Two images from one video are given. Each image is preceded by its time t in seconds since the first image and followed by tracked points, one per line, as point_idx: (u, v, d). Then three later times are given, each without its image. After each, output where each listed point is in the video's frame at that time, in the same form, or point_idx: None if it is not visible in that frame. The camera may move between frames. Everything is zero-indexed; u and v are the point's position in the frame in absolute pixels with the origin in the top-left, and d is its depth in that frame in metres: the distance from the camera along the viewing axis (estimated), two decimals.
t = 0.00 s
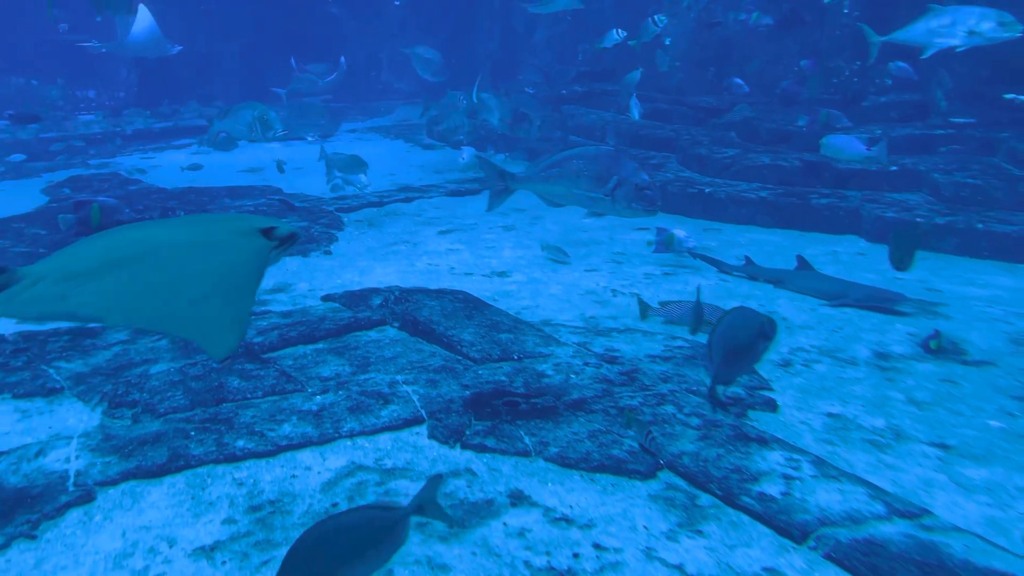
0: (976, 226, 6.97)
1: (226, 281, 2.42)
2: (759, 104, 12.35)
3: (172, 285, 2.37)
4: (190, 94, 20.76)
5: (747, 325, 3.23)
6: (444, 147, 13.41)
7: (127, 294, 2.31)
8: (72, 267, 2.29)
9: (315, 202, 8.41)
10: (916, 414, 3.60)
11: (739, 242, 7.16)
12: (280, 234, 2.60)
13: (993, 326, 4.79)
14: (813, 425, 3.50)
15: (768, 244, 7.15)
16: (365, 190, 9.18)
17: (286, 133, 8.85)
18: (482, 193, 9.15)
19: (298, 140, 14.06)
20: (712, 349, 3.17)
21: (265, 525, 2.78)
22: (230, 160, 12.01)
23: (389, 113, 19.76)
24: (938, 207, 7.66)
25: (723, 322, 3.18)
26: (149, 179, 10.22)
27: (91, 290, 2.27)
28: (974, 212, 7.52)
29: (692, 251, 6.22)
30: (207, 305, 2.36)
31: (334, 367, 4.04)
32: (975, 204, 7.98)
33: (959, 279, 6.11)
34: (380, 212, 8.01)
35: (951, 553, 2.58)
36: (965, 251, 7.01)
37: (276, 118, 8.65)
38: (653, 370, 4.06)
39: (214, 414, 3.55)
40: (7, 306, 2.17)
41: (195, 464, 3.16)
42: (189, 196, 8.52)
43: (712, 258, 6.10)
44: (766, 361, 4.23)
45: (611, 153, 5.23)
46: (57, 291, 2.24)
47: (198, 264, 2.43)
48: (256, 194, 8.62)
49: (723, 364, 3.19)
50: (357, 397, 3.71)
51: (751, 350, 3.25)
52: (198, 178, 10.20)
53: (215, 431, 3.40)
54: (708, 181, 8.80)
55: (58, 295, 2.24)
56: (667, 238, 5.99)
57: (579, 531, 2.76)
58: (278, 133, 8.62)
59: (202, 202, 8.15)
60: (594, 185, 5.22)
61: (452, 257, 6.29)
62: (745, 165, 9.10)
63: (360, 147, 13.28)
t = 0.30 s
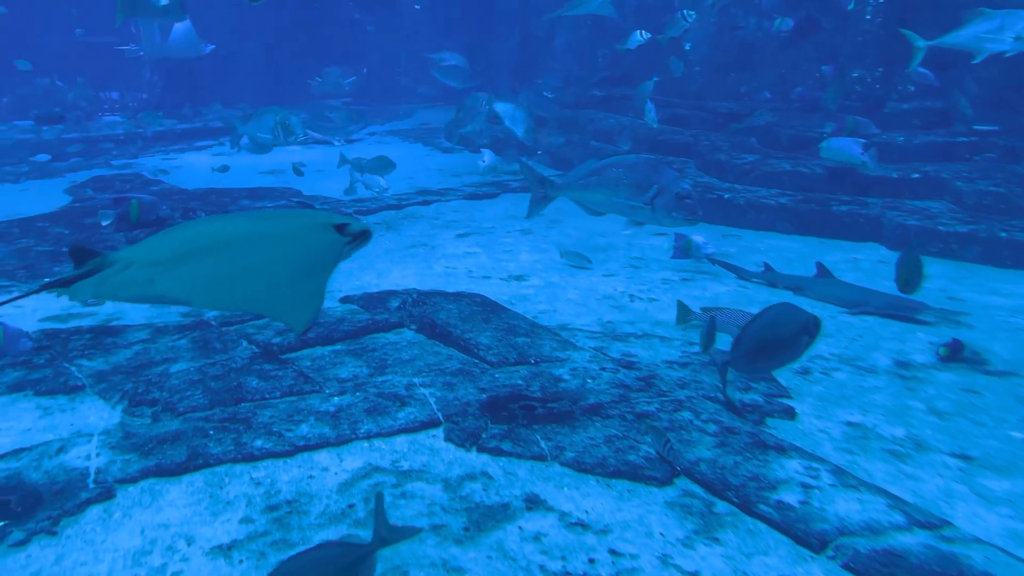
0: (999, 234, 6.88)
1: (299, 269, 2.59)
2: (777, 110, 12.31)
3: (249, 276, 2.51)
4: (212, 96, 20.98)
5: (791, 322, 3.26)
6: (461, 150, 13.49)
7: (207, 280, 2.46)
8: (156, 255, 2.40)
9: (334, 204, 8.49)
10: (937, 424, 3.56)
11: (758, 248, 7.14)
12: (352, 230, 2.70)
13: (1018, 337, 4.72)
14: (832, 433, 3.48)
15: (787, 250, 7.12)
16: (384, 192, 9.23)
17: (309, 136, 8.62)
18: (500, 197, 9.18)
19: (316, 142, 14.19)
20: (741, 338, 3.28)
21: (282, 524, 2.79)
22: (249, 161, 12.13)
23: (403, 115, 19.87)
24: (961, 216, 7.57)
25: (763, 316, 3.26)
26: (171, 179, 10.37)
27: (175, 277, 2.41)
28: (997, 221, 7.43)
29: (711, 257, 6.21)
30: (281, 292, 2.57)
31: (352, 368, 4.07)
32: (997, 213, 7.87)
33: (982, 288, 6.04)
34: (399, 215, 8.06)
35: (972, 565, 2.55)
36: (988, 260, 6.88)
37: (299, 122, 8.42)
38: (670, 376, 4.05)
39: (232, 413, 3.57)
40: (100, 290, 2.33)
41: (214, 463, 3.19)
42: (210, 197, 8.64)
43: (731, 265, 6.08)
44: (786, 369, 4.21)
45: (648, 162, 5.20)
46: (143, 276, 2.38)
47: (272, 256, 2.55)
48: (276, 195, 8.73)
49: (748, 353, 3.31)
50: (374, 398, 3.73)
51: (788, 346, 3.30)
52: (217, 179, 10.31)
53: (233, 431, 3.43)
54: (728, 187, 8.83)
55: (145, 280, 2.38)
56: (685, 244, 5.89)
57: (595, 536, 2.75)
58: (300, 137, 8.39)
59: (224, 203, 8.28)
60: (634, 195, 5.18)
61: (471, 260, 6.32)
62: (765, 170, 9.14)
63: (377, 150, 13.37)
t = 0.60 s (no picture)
0: None
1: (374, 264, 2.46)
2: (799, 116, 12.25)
3: (328, 266, 2.45)
4: (240, 97, 21.27)
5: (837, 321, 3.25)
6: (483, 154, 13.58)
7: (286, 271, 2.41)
8: (241, 246, 2.37)
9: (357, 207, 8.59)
10: (964, 436, 3.52)
11: (781, 255, 7.11)
12: (425, 231, 2.53)
13: None
14: (856, 443, 3.44)
15: (811, 258, 7.09)
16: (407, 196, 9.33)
17: (334, 142, 8.93)
18: (522, 201, 9.22)
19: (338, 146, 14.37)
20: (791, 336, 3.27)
21: (303, 524, 2.81)
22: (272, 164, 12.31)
23: (422, 118, 20.02)
24: (989, 225, 7.47)
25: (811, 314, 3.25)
26: (196, 181, 10.49)
27: (258, 267, 2.39)
28: None
29: (733, 263, 6.19)
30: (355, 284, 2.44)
31: (374, 370, 4.10)
32: None
33: (1011, 298, 5.96)
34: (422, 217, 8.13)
35: None
36: (1016, 270, 6.77)
37: (324, 127, 8.73)
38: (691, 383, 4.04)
39: (256, 413, 3.62)
40: (187, 279, 2.31)
41: (237, 461, 3.22)
42: (236, 198, 8.81)
43: (754, 271, 6.05)
44: (809, 377, 4.19)
45: (696, 172, 5.20)
46: (228, 266, 2.37)
47: (350, 249, 2.45)
48: (301, 199, 8.81)
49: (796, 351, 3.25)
50: (395, 400, 3.75)
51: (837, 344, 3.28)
52: (242, 181, 10.49)
53: (256, 430, 3.46)
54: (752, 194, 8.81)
55: (231, 269, 2.37)
56: (708, 251, 5.86)
57: (615, 542, 2.73)
58: (326, 142, 8.67)
59: (249, 204, 8.44)
60: (682, 205, 5.17)
61: (493, 263, 6.37)
62: (789, 177, 9.15)
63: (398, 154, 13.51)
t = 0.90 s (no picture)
0: None
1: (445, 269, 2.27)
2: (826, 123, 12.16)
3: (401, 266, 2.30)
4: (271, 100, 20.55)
5: (897, 321, 3.43)
6: (508, 159, 13.66)
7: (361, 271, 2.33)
8: (322, 243, 2.32)
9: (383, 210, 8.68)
10: (997, 450, 3.46)
11: (809, 263, 7.05)
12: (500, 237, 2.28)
13: None
14: (885, 456, 3.40)
15: (840, 266, 7.03)
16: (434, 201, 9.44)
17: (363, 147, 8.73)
18: (547, 207, 9.25)
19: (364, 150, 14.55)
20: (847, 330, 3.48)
21: (328, 525, 2.83)
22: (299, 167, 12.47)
23: (444, 123, 20.17)
24: None
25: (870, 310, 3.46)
26: (226, 183, 10.66)
27: (339, 264, 2.34)
28: None
29: (761, 271, 6.14)
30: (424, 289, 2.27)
31: (399, 373, 4.13)
32: None
33: None
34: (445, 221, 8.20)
35: None
36: None
37: (353, 134, 8.54)
38: (717, 392, 4.01)
39: (282, 414, 3.65)
40: (274, 271, 2.34)
41: (263, 462, 3.25)
42: (264, 201, 8.97)
43: (782, 280, 6.00)
44: (837, 387, 4.15)
45: (748, 182, 4.91)
46: (312, 261, 2.35)
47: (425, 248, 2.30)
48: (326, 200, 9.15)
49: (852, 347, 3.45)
50: (420, 404, 3.77)
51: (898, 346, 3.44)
52: (270, 184, 10.66)
53: (282, 431, 3.50)
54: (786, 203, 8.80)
55: (314, 265, 2.35)
56: (735, 260, 6.03)
57: (639, 551, 2.71)
58: (353, 149, 8.52)
59: (277, 206, 8.62)
60: (735, 216, 4.88)
61: (519, 268, 6.41)
62: (818, 185, 9.10)
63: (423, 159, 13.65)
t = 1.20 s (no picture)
0: None
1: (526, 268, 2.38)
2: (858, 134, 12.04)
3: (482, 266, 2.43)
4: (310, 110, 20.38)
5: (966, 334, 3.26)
6: (539, 167, 13.77)
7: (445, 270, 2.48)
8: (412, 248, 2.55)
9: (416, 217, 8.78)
10: None
11: (847, 276, 6.96)
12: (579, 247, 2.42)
13: None
14: (925, 475, 3.33)
15: (877, 280, 6.94)
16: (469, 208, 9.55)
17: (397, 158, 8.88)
18: (580, 215, 9.29)
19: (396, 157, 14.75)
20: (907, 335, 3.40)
21: (359, 531, 2.84)
22: (332, 174, 12.67)
23: (472, 132, 20.33)
24: None
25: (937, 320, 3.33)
26: (263, 188, 10.89)
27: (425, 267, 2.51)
28: None
29: (798, 284, 6.07)
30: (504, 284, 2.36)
31: (431, 380, 4.14)
32: None
33: None
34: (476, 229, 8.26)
35: None
36: None
37: (389, 145, 8.72)
38: (751, 406, 3.96)
39: (315, 418, 3.69)
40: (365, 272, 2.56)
41: (296, 465, 3.29)
42: (302, 207, 9.15)
43: (819, 292, 5.92)
44: (875, 404, 4.09)
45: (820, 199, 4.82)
46: (401, 264, 2.55)
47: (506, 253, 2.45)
48: (360, 208, 9.28)
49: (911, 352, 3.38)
50: (451, 411, 3.78)
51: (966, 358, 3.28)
52: (306, 190, 10.87)
53: (315, 435, 3.53)
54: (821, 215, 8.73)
55: (402, 268, 2.55)
56: (769, 271, 6.37)
57: (671, 565, 2.68)
58: (389, 158, 8.64)
59: (314, 214, 8.80)
60: (802, 233, 4.80)
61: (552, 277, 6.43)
62: (857, 198, 8.99)
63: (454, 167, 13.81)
